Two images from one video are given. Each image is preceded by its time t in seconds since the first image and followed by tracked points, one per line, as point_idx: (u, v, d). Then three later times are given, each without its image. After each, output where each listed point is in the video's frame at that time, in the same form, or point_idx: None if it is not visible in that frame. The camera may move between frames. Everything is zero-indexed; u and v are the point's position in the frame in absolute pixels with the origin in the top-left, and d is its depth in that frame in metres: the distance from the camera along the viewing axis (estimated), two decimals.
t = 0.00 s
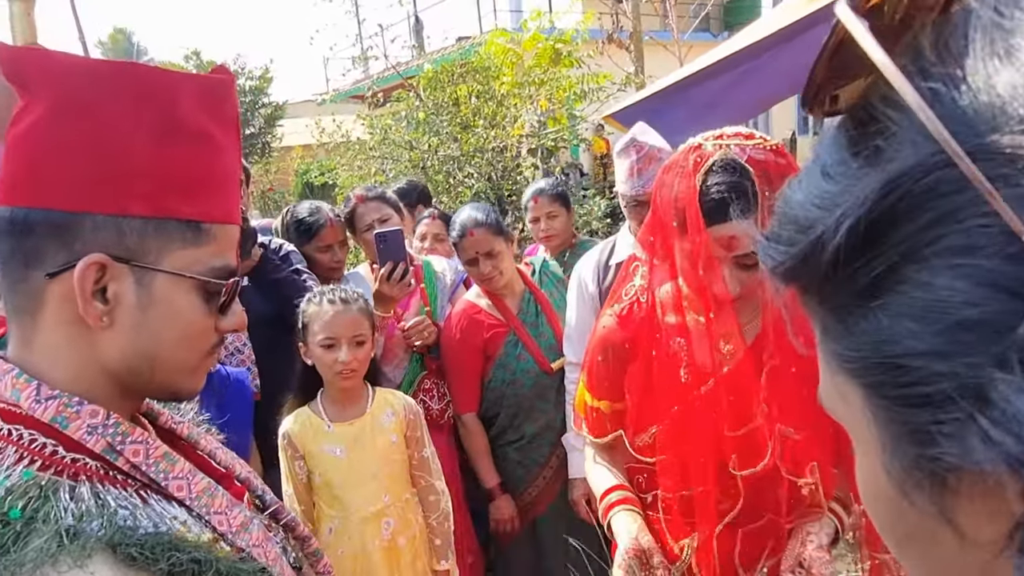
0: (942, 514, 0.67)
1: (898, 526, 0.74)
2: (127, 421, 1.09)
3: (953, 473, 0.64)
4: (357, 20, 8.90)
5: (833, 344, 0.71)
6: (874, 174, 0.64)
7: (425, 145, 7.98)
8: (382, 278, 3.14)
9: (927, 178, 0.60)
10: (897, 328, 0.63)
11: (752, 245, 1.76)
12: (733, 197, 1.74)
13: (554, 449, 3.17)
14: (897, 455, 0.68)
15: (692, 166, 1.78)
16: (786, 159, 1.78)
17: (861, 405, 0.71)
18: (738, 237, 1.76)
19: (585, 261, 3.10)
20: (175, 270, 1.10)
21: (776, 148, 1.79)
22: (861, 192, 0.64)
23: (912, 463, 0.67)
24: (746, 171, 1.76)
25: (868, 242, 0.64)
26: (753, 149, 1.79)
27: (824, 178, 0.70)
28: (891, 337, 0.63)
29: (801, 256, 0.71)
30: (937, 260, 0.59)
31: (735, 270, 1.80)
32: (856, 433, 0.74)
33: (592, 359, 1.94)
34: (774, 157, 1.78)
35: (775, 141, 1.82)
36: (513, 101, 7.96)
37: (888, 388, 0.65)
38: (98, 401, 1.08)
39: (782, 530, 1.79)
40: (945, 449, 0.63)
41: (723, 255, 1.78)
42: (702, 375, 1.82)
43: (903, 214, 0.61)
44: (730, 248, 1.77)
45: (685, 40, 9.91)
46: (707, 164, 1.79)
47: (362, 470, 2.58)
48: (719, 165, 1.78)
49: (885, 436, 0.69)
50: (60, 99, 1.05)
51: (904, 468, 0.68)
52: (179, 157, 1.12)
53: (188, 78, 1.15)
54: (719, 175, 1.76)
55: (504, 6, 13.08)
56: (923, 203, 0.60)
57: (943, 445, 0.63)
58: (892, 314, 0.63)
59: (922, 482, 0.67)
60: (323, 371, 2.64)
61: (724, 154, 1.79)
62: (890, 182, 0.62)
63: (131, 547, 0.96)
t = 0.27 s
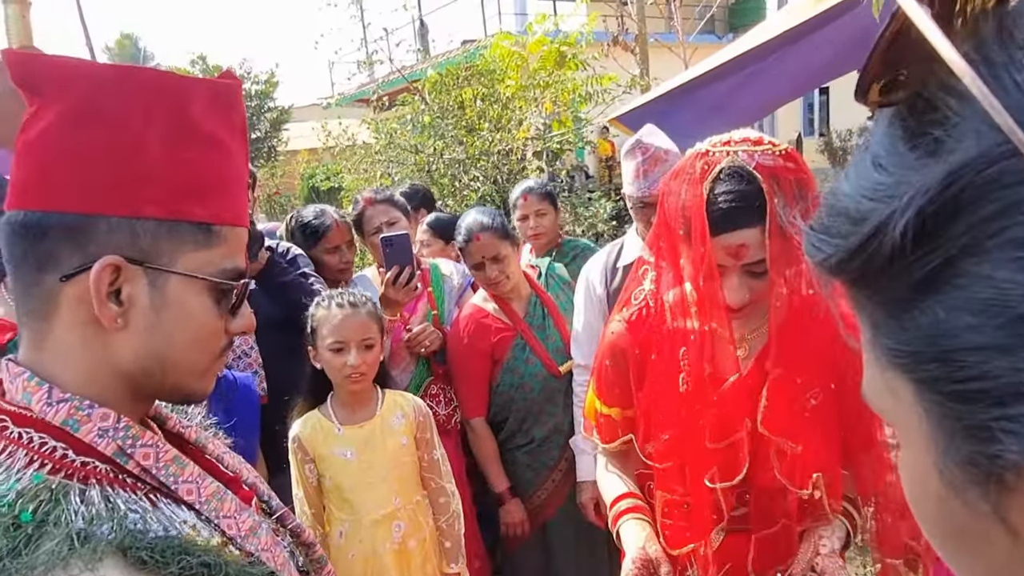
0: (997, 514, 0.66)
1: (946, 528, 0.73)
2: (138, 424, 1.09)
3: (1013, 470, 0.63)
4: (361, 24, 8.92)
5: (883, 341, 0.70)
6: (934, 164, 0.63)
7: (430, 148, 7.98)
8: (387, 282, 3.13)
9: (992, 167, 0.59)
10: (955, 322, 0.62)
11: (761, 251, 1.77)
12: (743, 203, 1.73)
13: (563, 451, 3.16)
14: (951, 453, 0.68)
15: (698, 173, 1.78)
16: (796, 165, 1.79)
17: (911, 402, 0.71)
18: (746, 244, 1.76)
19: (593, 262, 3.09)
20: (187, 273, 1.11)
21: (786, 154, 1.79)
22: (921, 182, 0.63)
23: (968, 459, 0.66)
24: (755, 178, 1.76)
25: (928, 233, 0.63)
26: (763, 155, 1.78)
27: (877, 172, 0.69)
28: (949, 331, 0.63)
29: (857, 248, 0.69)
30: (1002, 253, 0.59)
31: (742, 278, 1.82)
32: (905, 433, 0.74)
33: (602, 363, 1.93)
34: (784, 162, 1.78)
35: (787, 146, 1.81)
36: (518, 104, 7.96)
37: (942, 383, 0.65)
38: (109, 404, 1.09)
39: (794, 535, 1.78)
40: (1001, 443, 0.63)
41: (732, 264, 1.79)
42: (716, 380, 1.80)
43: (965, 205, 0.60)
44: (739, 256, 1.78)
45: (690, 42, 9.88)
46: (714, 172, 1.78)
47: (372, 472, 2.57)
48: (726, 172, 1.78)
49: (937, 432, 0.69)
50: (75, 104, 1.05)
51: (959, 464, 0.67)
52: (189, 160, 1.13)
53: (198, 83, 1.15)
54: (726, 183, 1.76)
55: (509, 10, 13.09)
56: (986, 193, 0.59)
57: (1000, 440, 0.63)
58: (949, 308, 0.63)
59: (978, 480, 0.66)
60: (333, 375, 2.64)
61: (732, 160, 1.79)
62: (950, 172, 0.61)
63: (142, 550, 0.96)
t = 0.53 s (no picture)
0: None
1: (971, 512, 0.73)
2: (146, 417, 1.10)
3: None
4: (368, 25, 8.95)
5: (919, 328, 0.71)
6: (974, 151, 0.63)
7: (436, 149, 8.00)
8: (393, 281, 3.17)
9: None
10: (990, 309, 0.62)
11: (765, 254, 1.79)
12: (747, 206, 1.75)
13: (568, 451, 3.17)
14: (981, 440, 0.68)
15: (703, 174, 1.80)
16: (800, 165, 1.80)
17: (941, 388, 0.71)
18: (751, 246, 1.78)
19: (600, 262, 3.10)
20: (193, 265, 1.12)
21: (789, 155, 1.80)
22: (961, 169, 0.62)
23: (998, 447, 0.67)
24: (760, 180, 1.77)
25: (967, 220, 0.62)
26: (766, 155, 1.79)
27: (915, 155, 0.68)
28: (982, 318, 0.63)
29: (894, 234, 0.69)
30: None
31: (746, 279, 1.83)
32: (932, 419, 0.74)
33: (606, 365, 1.95)
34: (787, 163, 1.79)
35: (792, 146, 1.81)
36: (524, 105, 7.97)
37: (973, 370, 0.66)
38: (117, 396, 1.10)
39: (799, 533, 1.76)
40: None
41: (735, 265, 1.81)
42: (718, 382, 1.80)
43: (1008, 192, 0.60)
44: (743, 258, 1.79)
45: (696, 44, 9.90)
46: (719, 173, 1.79)
47: (379, 469, 2.59)
48: (731, 173, 1.79)
49: (966, 418, 0.69)
50: (81, 100, 1.06)
51: (989, 451, 0.68)
52: (193, 153, 1.13)
53: (198, 77, 1.16)
54: (730, 185, 1.78)
55: (515, 12, 13.13)
56: None
57: None
58: (985, 295, 0.63)
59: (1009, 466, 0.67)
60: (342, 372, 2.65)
61: (736, 162, 1.80)
62: (993, 158, 0.61)
63: (146, 542, 0.96)
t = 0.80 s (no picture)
0: (1010, 486, 0.69)
1: (961, 493, 0.75)
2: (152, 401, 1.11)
3: None
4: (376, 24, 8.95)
5: (915, 308, 0.74)
6: (971, 133, 0.69)
7: (444, 148, 8.00)
8: (400, 275, 3.18)
9: None
10: (982, 289, 0.66)
11: (770, 246, 1.77)
12: (751, 196, 1.76)
13: (572, 447, 3.17)
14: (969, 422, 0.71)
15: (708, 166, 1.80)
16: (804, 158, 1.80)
17: (936, 368, 0.74)
18: (755, 238, 1.76)
19: (606, 259, 3.10)
20: (196, 249, 1.12)
21: (794, 148, 1.80)
22: (961, 149, 0.68)
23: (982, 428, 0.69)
24: (765, 172, 1.78)
25: (961, 197, 0.68)
26: (771, 148, 1.79)
27: (916, 136, 0.74)
28: (973, 297, 0.67)
29: (890, 210, 0.74)
30: None
31: (750, 272, 1.81)
32: (927, 402, 0.77)
33: (610, 361, 1.95)
34: (791, 155, 1.79)
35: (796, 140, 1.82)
36: (532, 104, 7.97)
37: (963, 349, 0.69)
38: (123, 380, 1.11)
39: (800, 530, 1.78)
40: (1014, 410, 0.66)
41: (740, 257, 1.78)
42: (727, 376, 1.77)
43: (999, 171, 0.66)
44: (748, 250, 1.77)
45: (704, 45, 9.87)
46: (724, 164, 1.80)
47: (386, 463, 2.60)
48: (736, 165, 1.80)
49: (958, 399, 0.72)
50: (79, 85, 1.07)
51: (975, 432, 0.70)
52: (195, 137, 1.14)
53: (200, 60, 1.17)
54: (735, 176, 1.78)
55: (524, 13, 13.12)
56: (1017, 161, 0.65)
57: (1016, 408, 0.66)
58: (977, 275, 0.67)
59: (995, 447, 0.69)
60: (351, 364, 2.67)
61: (741, 154, 1.80)
62: (988, 139, 0.67)
63: (150, 523, 0.97)
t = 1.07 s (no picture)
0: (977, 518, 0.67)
1: (935, 520, 0.73)
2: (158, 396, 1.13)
3: (988, 475, 0.64)
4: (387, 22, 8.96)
5: (877, 339, 0.73)
6: (920, 167, 0.67)
7: (453, 147, 8.01)
8: (410, 272, 3.24)
9: (975, 172, 0.63)
10: (941, 326, 0.65)
11: (769, 242, 1.77)
12: (751, 191, 1.75)
13: (576, 447, 3.18)
14: (931, 451, 0.69)
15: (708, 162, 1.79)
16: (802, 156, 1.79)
17: (900, 399, 0.72)
18: (755, 233, 1.76)
19: (613, 261, 3.12)
20: (195, 245, 1.14)
21: (792, 146, 1.80)
22: (910, 185, 0.67)
23: (942, 461, 0.68)
24: (765, 167, 1.77)
25: (915, 232, 0.67)
26: (771, 146, 1.79)
27: (879, 168, 0.74)
28: (932, 335, 0.65)
29: (851, 242, 0.74)
30: (981, 256, 0.62)
31: (751, 268, 1.81)
32: (896, 427, 0.75)
33: (608, 363, 1.94)
34: (790, 154, 1.79)
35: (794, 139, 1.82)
36: (542, 104, 7.98)
37: (924, 381, 0.67)
38: (130, 375, 1.12)
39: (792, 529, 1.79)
40: (968, 449, 0.65)
41: (740, 253, 1.79)
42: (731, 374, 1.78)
43: (950, 207, 0.64)
44: (748, 246, 1.77)
45: (716, 47, 9.83)
46: (724, 161, 1.79)
47: (393, 461, 2.61)
48: (737, 161, 1.79)
49: (922, 427, 0.70)
50: (72, 85, 1.08)
51: (938, 464, 0.69)
52: (189, 133, 1.15)
53: (191, 54, 1.18)
54: (735, 172, 1.77)
55: (536, 12, 13.12)
56: (967, 197, 0.63)
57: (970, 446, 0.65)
58: (935, 311, 0.65)
59: (958, 480, 0.67)
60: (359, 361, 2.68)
61: (742, 150, 1.80)
62: (938, 173, 0.65)
63: (156, 516, 0.99)
